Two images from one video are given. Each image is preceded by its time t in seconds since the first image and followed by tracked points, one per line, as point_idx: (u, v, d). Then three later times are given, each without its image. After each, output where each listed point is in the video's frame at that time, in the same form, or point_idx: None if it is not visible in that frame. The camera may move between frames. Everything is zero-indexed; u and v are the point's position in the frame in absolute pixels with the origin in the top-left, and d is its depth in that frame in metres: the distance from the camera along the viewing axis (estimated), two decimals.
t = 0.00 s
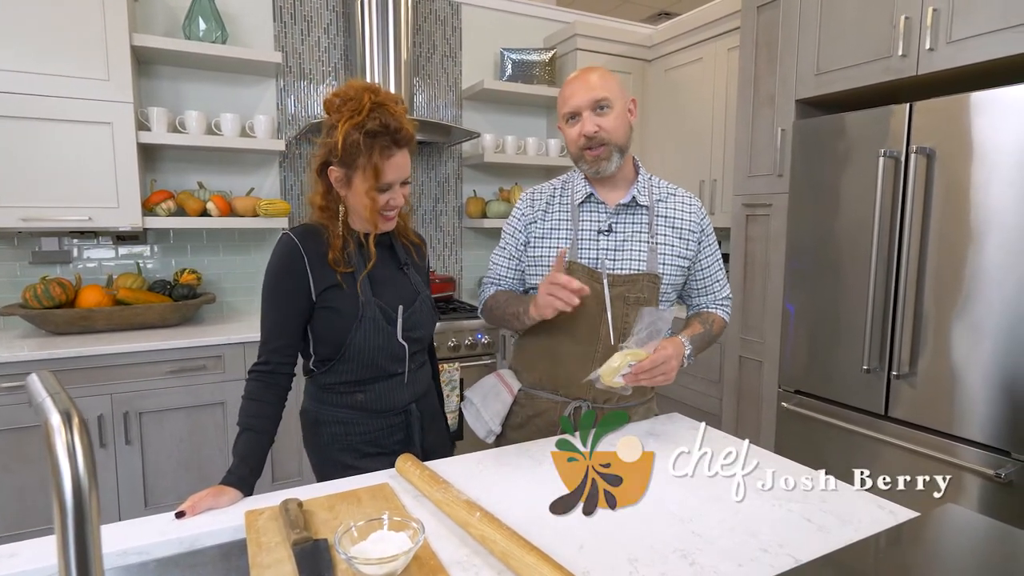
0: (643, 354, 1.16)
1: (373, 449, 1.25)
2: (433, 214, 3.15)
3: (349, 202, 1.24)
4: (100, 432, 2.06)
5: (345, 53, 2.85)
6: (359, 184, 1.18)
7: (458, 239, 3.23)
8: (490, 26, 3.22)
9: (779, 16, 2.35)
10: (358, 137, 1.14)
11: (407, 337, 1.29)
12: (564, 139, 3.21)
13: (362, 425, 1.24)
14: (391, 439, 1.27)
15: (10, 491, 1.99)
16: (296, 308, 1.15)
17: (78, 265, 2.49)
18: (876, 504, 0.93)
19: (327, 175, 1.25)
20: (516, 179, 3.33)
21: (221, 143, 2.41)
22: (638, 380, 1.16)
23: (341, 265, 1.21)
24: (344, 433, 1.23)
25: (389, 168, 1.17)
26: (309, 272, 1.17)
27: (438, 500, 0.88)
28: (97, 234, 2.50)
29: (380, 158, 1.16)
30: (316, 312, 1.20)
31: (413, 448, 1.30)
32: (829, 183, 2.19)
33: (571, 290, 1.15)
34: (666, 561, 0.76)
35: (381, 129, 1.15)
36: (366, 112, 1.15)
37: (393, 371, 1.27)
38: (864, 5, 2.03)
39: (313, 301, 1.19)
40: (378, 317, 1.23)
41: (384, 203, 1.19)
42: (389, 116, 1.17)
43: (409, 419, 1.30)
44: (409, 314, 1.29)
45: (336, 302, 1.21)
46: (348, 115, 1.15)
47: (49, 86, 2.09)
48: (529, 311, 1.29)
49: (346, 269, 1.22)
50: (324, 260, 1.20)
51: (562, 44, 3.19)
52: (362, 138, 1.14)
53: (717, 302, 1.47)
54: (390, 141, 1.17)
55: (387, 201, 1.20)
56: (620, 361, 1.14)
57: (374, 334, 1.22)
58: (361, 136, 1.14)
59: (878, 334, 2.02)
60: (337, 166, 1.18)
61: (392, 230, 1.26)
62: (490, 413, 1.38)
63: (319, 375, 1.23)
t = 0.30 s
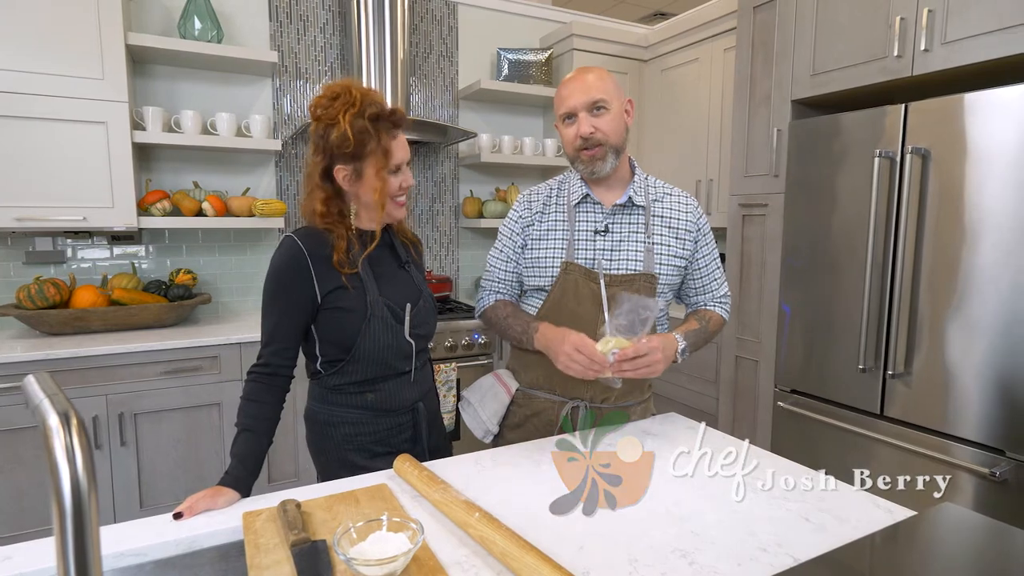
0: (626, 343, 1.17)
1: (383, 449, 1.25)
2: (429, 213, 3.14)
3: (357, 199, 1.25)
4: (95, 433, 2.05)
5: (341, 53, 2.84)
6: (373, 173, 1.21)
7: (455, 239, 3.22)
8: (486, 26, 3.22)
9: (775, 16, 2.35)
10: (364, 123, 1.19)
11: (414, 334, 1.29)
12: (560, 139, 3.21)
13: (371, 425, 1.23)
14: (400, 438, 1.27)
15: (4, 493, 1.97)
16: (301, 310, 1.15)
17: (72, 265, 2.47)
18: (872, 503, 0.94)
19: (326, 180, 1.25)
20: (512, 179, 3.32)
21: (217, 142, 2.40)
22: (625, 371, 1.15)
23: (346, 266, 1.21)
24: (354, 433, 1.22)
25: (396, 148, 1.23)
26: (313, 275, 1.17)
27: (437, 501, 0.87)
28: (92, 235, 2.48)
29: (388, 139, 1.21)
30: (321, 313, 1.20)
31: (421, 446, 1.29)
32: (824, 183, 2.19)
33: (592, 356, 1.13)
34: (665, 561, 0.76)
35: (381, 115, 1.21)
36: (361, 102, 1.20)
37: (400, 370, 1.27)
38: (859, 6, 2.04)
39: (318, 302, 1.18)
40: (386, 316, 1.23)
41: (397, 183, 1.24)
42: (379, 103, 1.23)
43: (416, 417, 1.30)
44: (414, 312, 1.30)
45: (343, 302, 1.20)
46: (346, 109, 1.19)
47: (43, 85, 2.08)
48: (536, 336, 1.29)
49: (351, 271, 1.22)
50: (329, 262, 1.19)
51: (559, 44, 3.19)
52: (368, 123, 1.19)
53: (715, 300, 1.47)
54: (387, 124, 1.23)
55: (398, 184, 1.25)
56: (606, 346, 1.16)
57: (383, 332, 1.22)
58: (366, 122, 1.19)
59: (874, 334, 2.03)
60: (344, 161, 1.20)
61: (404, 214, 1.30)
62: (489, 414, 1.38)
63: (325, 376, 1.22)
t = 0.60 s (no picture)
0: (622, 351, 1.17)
1: (384, 450, 1.25)
2: (425, 213, 3.14)
3: (359, 197, 1.27)
4: (90, 434, 2.04)
5: (337, 52, 2.84)
6: (377, 163, 1.24)
7: (451, 239, 3.22)
8: (482, 26, 3.22)
9: (771, 17, 2.36)
10: (360, 115, 1.23)
11: (414, 334, 1.29)
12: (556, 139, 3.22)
13: (372, 426, 1.23)
14: (401, 439, 1.27)
15: None
16: (301, 311, 1.15)
17: (66, 265, 2.46)
18: (869, 501, 0.94)
19: (324, 184, 1.24)
20: (508, 179, 3.32)
21: (212, 142, 2.39)
22: (623, 377, 1.16)
23: (344, 267, 1.21)
24: (355, 434, 1.22)
25: (391, 138, 1.27)
26: (312, 276, 1.17)
27: (436, 501, 0.87)
28: (86, 234, 2.47)
29: (384, 129, 1.26)
30: (321, 313, 1.19)
31: (421, 447, 1.30)
32: (820, 183, 2.20)
33: (594, 365, 1.13)
34: (664, 560, 0.76)
35: (370, 107, 1.25)
36: (351, 97, 1.24)
37: (401, 369, 1.27)
38: (855, 7, 2.05)
39: (317, 302, 1.18)
40: (386, 315, 1.23)
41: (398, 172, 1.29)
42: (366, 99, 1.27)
43: (417, 417, 1.30)
44: (413, 311, 1.30)
45: (342, 302, 1.20)
46: (337, 107, 1.21)
47: (37, 83, 2.06)
48: (538, 343, 1.29)
49: (350, 271, 1.21)
50: (327, 263, 1.19)
51: (555, 44, 3.19)
52: (364, 115, 1.23)
53: (712, 300, 1.47)
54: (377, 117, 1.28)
55: (396, 173, 1.29)
56: (603, 355, 1.15)
57: (384, 332, 1.22)
58: (362, 114, 1.23)
59: (869, 334, 2.03)
60: (345, 157, 1.22)
61: (404, 204, 1.33)
62: (486, 414, 1.37)
63: (325, 377, 1.22)
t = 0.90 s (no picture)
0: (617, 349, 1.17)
1: (378, 452, 1.25)
2: (421, 213, 3.14)
3: (358, 194, 1.26)
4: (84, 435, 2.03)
5: (332, 51, 2.83)
6: (376, 159, 1.23)
7: (447, 239, 3.22)
8: (478, 25, 3.22)
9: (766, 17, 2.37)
10: (359, 111, 1.23)
11: (409, 334, 1.28)
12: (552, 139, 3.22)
13: (367, 427, 1.23)
14: (395, 441, 1.27)
15: None
16: (296, 310, 1.14)
17: (59, 265, 2.44)
18: (864, 500, 0.94)
19: (322, 181, 1.23)
20: (504, 179, 3.32)
21: (207, 142, 2.38)
22: (622, 373, 1.16)
23: (340, 266, 1.20)
24: (349, 436, 1.22)
25: (390, 135, 1.27)
26: (308, 275, 1.16)
27: (433, 501, 0.87)
28: (79, 234, 2.45)
29: (382, 126, 1.26)
30: (316, 312, 1.19)
31: (416, 449, 1.29)
32: (814, 183, 2.21)
33: (594, 363, 1.13)
34: (661, 559, 0.77)
35: (370, 105, 1.26)
36: (351, 94, 1.24)
37: (397, 371, 1.26)
38: (849, 8, 2.06)
39: (313, 301, 1.18)
40: (382, 315, 1.23)
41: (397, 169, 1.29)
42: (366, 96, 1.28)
43: (412, 419, 1.29)
44: (409, 311, 1.29)
45: (338, 302, 1.20)
46: (337, 103, 1.22)
47: (29, 82, 2.05)
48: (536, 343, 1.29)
49: (346, 269, 1.21)
50: (323, 261, 1.18)
51: (551, 44, 3.19)
52: (363, 111, 1.24)
53: (710, 301, 1.47)
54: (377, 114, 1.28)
55: (394, 171, 1.29)
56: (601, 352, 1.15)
57: (379, 333, 1.22)
58: (361, 111, 1.23)
59: (864, 333, 2.04)
60: (344, 153, 1.22)
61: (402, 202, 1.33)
62: (483, 414, 1.37)
63: (320, 377, 1.22)
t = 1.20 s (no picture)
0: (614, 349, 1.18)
1: (374, 454, 1.24)
2: (417, 212, 3.13)
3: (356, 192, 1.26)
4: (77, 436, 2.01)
5: (327, 50, 2.82)
6: (375, 157, 1.23)
7: (442, 239, 3.21)
8: (473, 25, 3.21)
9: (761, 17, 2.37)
10: (359, 108, 1.22)
11: (406, 335, 1.28)
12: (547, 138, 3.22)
13: (363, 428, 1.22)
14: (392, 443, 1.26)
15: None
16: (292, 309, 1.14)
17: (52, 265, 2.42)
18: (861, 498, 0.95)
19: (320, 179, 1.23)
20: (500, 178, 3.32)
21: (201, 141, 2.37)
22: (618, 373, 1.16)
23: (337, 265, 1.20)
24: (345, 437, 1.21)
25: (389, 133, 1.27)
26: (304, 274, 1.16)
27: (431, 501, 0.87)
28: (72, 234, 2.44)
29: (382, 124, 1.25)
30: (312, 312, 1.18)
31: (413, 451, 1.29)
32: (809, 182, 2.22)
33: (592, 364, 1.14)
34: (659, 558, 0.77)
35: (370, 102, 1.25)
36: (351, 91, 1.23)
37: (393, 372, 1.26)
38: (844, 8, 2.06)
39: (308, 301, 1.17)
40: (378, 315, 1.22)
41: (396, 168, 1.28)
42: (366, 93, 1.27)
43: (409, 421, 1.29)
44: (406, 312, 1.29)
45: (334, 302, 1.19)
46: (336, 99, 1.21)
47: (21, 80, 2.03)
48: (534, 344, 1.29)
49: (344, 268, 1.21)
50: (319, 261, 1.18)
51: (546, 43, 3.19)
52: (363, 108, 1.23)
53: (706, 301, 1.47)
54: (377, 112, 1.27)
55: (393, 169, 1.29)
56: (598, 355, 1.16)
57: (375, 333, 1.21)
58: (361, 108, 1.23)
59: (859, 332, 2.05)
60: (342, 150, 1.22)
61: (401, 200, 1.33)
62: (480, 412, 1.37)
63: (316, 378, 1.21)
